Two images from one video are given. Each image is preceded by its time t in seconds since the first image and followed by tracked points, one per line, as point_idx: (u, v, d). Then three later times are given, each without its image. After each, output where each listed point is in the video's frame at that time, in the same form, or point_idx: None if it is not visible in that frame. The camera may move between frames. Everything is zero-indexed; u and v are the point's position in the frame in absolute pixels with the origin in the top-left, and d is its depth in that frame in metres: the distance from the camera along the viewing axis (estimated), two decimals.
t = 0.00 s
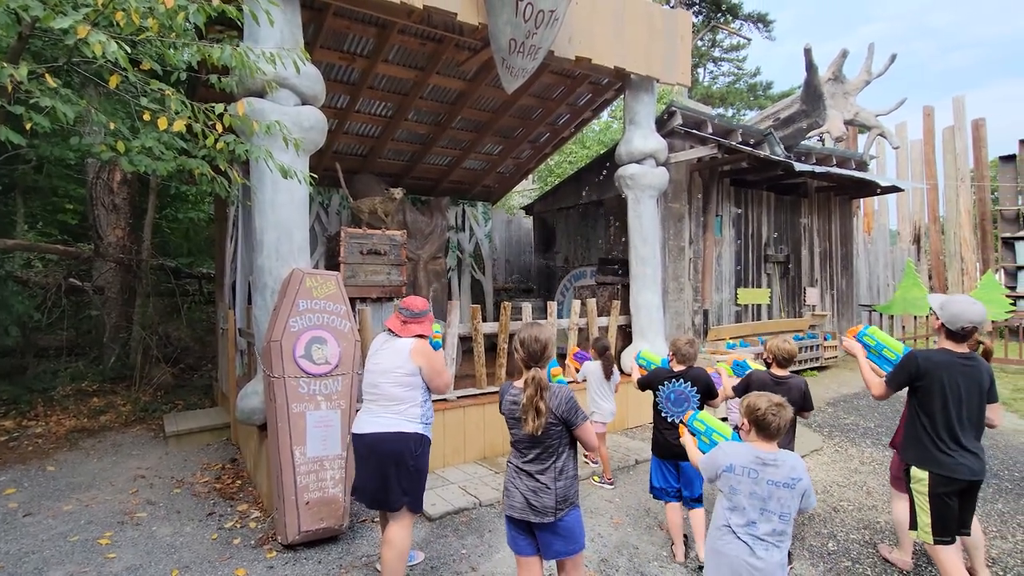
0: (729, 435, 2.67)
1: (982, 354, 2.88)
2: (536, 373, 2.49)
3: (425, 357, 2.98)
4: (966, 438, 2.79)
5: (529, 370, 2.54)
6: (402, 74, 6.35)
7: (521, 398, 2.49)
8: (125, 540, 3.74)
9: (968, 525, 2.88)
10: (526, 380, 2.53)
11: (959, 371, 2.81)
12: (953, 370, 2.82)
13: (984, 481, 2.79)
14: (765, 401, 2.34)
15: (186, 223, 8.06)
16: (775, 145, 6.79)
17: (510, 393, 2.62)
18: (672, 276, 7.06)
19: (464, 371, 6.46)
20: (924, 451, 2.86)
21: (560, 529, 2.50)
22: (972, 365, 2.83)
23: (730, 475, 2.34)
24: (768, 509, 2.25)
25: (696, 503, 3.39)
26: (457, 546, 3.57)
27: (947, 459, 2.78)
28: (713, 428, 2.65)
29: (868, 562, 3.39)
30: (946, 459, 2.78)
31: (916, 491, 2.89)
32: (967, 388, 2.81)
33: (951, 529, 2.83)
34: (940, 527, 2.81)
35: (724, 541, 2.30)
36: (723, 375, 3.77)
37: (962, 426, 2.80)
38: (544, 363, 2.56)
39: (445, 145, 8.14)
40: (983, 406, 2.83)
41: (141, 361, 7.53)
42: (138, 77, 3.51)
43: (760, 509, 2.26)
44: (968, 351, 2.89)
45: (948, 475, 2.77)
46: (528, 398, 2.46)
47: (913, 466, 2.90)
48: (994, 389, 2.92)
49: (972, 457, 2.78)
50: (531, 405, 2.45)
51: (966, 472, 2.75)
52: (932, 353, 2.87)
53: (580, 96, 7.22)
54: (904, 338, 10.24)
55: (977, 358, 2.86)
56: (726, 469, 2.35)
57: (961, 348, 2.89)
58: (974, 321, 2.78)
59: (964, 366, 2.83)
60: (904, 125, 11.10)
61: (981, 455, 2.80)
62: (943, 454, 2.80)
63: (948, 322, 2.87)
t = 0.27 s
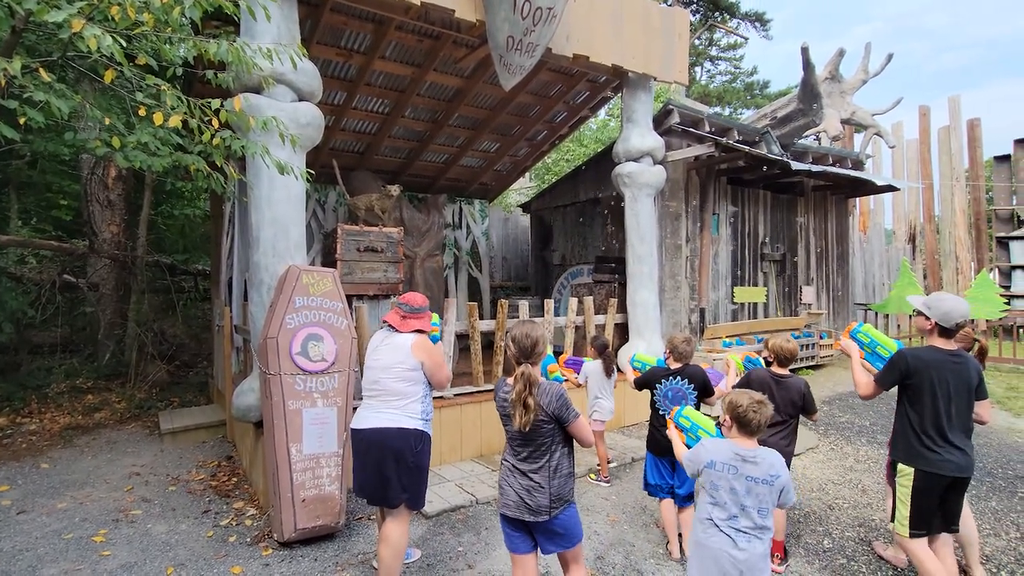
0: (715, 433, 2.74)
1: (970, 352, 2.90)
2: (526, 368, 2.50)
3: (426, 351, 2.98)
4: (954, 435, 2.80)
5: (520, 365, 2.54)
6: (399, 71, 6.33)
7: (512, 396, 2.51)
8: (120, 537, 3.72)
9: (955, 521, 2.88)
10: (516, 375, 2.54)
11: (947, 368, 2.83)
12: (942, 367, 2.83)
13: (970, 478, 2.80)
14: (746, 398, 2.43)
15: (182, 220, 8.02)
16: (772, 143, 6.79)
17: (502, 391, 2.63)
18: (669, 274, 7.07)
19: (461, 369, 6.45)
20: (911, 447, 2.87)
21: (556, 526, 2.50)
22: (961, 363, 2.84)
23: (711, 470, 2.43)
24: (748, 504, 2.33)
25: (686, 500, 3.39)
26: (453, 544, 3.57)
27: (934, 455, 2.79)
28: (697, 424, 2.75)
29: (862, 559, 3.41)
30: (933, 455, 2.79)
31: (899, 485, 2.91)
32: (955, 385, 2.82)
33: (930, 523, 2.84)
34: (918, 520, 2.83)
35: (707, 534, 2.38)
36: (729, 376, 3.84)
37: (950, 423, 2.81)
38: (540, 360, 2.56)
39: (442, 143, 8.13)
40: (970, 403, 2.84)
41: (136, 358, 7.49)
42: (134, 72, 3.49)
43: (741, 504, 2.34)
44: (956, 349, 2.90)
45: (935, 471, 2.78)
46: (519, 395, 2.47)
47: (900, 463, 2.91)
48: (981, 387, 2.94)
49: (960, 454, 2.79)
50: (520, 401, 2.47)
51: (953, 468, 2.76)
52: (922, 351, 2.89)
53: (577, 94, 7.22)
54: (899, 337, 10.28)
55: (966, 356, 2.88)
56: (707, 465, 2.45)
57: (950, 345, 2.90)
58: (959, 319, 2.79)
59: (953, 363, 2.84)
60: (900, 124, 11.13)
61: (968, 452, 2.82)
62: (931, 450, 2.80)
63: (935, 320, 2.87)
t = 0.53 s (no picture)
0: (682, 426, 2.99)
1: (958, 349, 2.89)
2: (522, 364, 2.49)
3: (428, 349, 2.97)
4: (941, 431, 2.79)
5: (516, 361, 2.53)
6: (397, 67, 6.31)
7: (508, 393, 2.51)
8: (117, 534, 3.71)
9: (946, 519, 2.82)
10: (511, 371, 2.53)
11: (934, 364, 2.83)
12: (928, 362, 2.83)
13: (956, 474, 2.78)
14: (704, 389, 2.44)
15: (179, 216, 7.99)
16: (771, 141, 6.79)
17: (499, 390, 2.62)
18: (667, 272, 7.07)
19: (459, 367, 6.45)
20: (897, 442, 2.87)
21: (554, 525, 2.50)
22: (948, 359, 2.84)
23: (673, 459, 2.46)
24: (705, 491, 2.36)
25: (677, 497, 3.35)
26: (451, 541, 3.57)
27: (918, 450, 2.79)
28: (667, 418, 3.00)
29: (859, 556, 3.42)
30: (917, 450, 2.79)
31: (878, 475, 2.94)
32: (942, 382, 2.82)
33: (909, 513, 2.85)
34: (895, 508, 2.86)
35: (673, 521, 2.41)
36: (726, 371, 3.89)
37: (936, 419, 2.80)
38: (539, 357, 2.56)
39: (440, 139, 8.11)
40: (958, 400, 2.83)
41: (132, 355, 7.46)
42: (130, 66, 3.46)
43: (699, 491, 2.37)
44: (942, 345, 2.91)
45: (918, 465, 2.77)
46: (514, 392, 2.47)
47: (886, 458, 2.91)
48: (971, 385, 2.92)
49: (944, 449, 2.77)
50: (516, 396, 2.47)
51: (937, 463, 2.75)
52: (909, 347, 2.90)
53: (576, 91, 7.20)
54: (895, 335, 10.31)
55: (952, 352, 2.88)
56: (669, 454, 2.48)
57: (936, 342, 2.91)
58: (945, 316, 2.81)
59: (939, 359, 2.84)
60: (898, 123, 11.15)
61: (954, 449, 2.80)
62: (916, 445, 2.80)
63: (922, 317, 2.88)
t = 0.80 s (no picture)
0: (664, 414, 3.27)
1: (937, 344, 2.90)
2: (522, 359, 2.47)
3: (432, 350, 2.96)
4: (919, 426, 2.80)
5: (516, 357, 2.52)
6: (396, 61, 6.28)
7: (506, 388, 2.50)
8: (113, 529, 3.70)
9: (926, 514, 2.85)
10: (511, 366, 2.52)
11: (913, 360, 2.84)
12: (907, 358, 2.84)
13: (933, 468, 2.81)
14: (680, 378, 2.58)
15: (176, 210, 7.96)
16: (770, 137, 6.74)
17: (498, 386, 2.61)
18: (666, 268, 7.07)
19: (457, 362, 6.44)
20: (876, 437, 2.89)
21: (552, 522, 2.50)
22: (927, 354, 2.85)
23: (651, 446, 2.62)
24: (683, 475, 2.53)
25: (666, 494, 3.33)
26: (448, 536, 3.57)
27: (895, 445, 2.80)
28: (650, 407, 3.28)
29: (855, 552, 3.42)
30: (896, 445, 2.81)
31: (861, 471, 2.95)
32: (921, 377, 2.82)
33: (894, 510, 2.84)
34: (878, 505, 2.85)
35: (655, 504, 2.57)
36: (711, 362, 3.99)
37: (915, 414, 2.81)
38: (538, 352, 2.55)
39: (439, 134, 8.07)
40: (937, 395, 2.83)
41: (129, 350, 7.44)
42: (126, 58, 3.44)
43: (678, 475, 2.54)
44: (923, 341, 2.91)
45: (896, 460, 2.79)
46: (513, 389, 2.46)
47: (865, 452, 2.94)
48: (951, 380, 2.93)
49: (922, 444, 2.80)
50: (516, 391, 2.45)
51: (914, 458, 2.78)
52: (889, 343, 2.91)
53: (575, 86, 7.17)
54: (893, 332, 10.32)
55: (932, 348, 2.88)
56: (648, 441, 2.63)
57: (916, 337, 2.91)
58: (924, 313, 2.82)
59: (918, 354, 2.85)
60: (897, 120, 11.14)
61: (932, 443, 2.81)
62: (894, 440, 2.82)
63: (903, 313, 2.89)
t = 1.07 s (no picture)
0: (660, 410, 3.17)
1: (923, 343, 2.92)
2: (524, 356, 2.48)
3: (433, 347, 2.96)
4: (906, 424, 2.83)
5: (518, 354, 2.52)
6: (396, 58, 6.27)
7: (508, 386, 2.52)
8: (113, 526, 3.70)
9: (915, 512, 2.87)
10: (514, 363, 2.53)
11: (898, 358, 2.86)
12: (893, 357, 2.86)
13: (920, 466, 2.83)
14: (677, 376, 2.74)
15: (176, 207, 7.94)
16: (770, 136, 6.64)
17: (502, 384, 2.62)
18: (665, 267, 7.07)
19: (456, 360, 6.44)
20: (863, 436, 2.91)
21: (553, 520, 2.49)
22: (912, 353, 2.87)
23: (650, 439, 2.74)
24: (680, 466, 2.66)
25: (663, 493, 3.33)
26: (448, 533, 3.57)
27: (883, 443, 2.82)
28: (645, 402, 3.17)
29: (855, 550, 3.42)
30: (883, 443, 2.83)
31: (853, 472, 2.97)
32: (906, 376, 2.85)
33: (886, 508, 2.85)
34: (870, 503, 2.86)
35: (649, 494, 2.67)
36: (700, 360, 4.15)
37: (902, 412, 2.83)
38: (540, 350, 2.55)
39: (439, 132, 8.06)
40: (923, 394, 2.86)
41: (128, 347, 7.44)
42: (126, 54, 3.43)
43: (675, 466, 2.66)
44: (909, 340, 2.93)
45: (884, 458, 2.81)
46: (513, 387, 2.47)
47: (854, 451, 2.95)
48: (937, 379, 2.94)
49: (909, 442, 2.82)
50: (519, 388, 2.47)
51: (901, 455, 2.80)
52: (876, 342, 2.93)
53: (576, 84, 7.17)
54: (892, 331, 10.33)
55: (918, 347, 2.91)
56: (647, 435, 2.75)
57: (902, 337, 2.94)
58: (908, 311, 2.86)
59: (904, 354, 2.87)
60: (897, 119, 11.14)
61: (919, 441, 2.84)
62: (881, 438, 2.84)
63: (888, 312, 2.92)
